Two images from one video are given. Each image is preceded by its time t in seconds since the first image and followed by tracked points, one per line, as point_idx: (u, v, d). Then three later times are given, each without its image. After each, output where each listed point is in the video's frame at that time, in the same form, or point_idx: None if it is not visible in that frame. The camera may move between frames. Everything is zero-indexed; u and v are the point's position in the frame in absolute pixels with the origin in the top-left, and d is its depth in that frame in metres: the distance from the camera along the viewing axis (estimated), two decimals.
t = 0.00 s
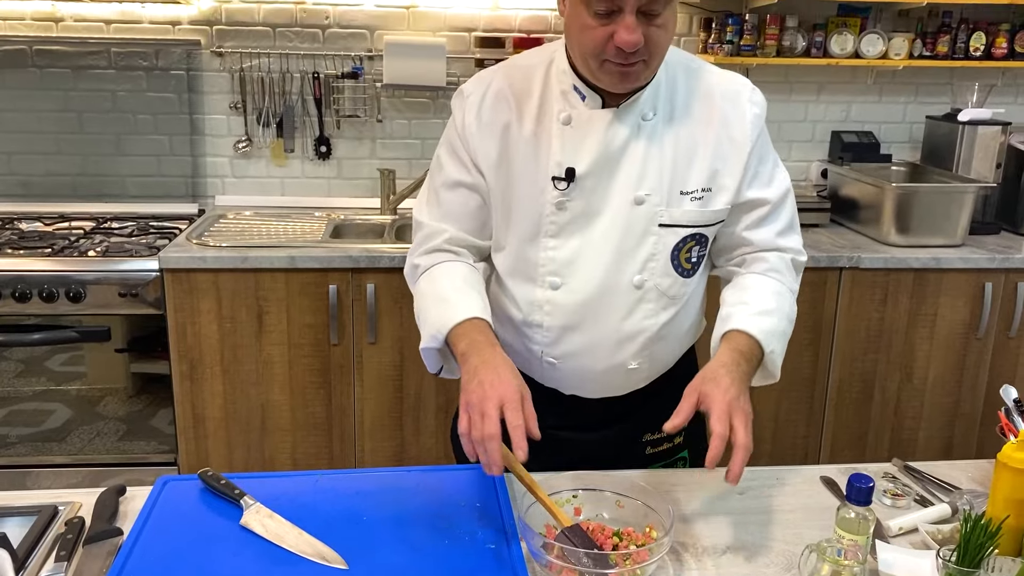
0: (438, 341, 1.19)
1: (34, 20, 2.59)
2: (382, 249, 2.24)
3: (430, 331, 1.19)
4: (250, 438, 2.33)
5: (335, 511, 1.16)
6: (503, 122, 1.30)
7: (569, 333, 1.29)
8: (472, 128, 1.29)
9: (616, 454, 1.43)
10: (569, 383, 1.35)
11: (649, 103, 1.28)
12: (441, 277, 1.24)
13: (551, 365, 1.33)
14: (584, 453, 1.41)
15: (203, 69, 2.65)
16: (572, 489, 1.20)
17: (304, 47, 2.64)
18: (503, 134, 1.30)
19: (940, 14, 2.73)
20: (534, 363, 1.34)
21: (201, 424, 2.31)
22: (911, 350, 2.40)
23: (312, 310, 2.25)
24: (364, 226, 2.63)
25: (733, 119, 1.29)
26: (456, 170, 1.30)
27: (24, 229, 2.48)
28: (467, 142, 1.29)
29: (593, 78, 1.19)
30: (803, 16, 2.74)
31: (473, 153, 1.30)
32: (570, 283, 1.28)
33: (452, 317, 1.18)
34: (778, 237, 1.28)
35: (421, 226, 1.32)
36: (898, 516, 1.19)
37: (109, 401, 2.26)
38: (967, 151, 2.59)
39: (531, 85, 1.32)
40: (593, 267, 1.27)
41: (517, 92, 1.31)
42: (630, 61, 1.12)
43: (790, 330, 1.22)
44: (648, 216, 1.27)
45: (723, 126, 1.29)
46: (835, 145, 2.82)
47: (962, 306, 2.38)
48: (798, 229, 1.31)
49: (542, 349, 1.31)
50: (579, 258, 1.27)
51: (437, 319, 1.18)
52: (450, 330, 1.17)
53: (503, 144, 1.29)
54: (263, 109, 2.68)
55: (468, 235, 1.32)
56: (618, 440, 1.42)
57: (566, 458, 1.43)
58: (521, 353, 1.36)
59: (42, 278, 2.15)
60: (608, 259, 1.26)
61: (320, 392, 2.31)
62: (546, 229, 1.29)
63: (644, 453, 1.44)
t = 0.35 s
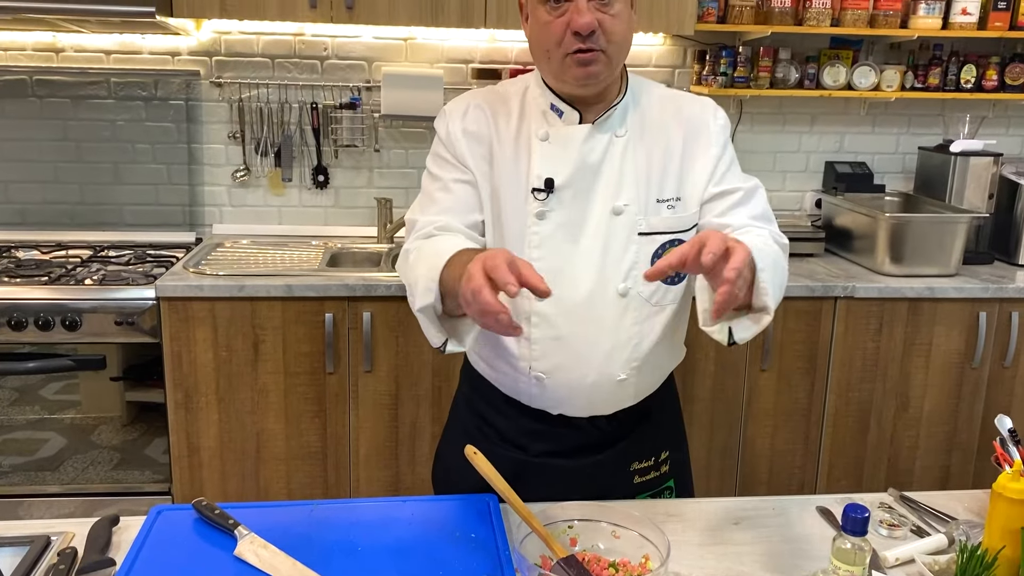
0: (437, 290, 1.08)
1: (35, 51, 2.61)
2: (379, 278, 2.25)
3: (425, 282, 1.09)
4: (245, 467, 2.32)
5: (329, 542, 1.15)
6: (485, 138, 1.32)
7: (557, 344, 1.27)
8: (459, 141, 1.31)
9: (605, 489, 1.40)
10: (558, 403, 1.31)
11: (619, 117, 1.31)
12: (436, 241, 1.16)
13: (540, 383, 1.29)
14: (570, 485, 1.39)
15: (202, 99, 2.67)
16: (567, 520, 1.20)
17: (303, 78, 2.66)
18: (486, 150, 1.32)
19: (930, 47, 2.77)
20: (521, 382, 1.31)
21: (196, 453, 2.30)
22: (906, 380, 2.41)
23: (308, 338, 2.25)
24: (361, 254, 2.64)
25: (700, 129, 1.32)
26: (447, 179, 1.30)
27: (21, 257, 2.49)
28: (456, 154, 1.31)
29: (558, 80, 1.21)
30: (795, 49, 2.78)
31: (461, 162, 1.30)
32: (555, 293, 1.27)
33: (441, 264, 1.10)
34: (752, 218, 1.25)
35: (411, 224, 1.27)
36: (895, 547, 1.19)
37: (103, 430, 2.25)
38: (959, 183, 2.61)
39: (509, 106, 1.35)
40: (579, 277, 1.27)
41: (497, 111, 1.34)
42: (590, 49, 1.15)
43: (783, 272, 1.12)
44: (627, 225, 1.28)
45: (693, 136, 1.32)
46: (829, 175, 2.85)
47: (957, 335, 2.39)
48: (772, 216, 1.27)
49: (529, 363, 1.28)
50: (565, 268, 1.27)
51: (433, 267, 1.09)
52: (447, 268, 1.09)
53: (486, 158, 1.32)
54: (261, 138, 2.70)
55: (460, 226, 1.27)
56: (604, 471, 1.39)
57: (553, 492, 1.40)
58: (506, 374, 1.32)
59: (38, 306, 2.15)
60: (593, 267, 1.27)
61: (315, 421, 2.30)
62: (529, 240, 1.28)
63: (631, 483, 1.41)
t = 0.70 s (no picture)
0: (445, 370, 1.14)
1: (33, 78, 2.62)
2: (374, 304, 2.25)
3: (433, 363, 1.14)
4: (239, 494, 2.30)
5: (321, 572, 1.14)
6: (463, 170, 1.32)
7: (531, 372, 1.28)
8: (440, 174, 1.30)
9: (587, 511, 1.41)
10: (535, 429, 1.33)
11: (593, 148, 1.31)
12: (436, 308, 1.20)
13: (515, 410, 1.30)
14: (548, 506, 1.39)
15: (199, 125, 2.68)
16: (562, 551, 1.19)
17: (300, 104, 2.68)
18: (464, 182, 1.32)
19: (923, 75, 2.78)
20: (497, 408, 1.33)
21: (190, 480, 2.28)
22: (903, 406, 2.40)
23: (303, 365, 2.24)
24: (357, 279, 2.64)
25: (671, 161, 1.31)
26: (428, 216, 1.30)
27: (17, 283, 2.48)
28: (437, 188, 1.30)
29: (534, 124, 1.22)
30: (790, 76, 2.80)
31: (440, 197, 1.30)
32: (528, 322, 1.28)
33: (451, 344, 1.14)
34: (712, 264, 1.26)
35: (398, 265, 1.28)
36: None
37: (97, 456, 2.23)
38: (954, 209, 2.63)
39: (487, 137, 1.36)
40: (551, 307, 1.28)
41: (474, 143, 1.35)
42: (568, 109, 1.16)
43: (721, 356, 1.18)
44: (601, 253, 1.29)
45: (665, 166, 1.31)
46: (824, 201, 2.86)
47: (953, 362, 2.39)
48: (735, 257, 1.28)
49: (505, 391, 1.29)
50: (538, 296, 1.28)
51: (442, 348, 1.14)
52: (459, 352, 1.13)
53: (464, 190, 1.32)
54: (258, 164, 2.71)
55: (447, 269, 1.28)
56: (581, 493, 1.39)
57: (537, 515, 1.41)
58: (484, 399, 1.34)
59: (33, 332, 2.15)
60: (566, 297, 1.28)
61: (309, 448, 2.29)
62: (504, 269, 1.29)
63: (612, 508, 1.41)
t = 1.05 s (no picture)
0: (442, 402, 1.13)
1: (33, 99, 2.63)
2: (372, 325, 2.25)
3: (431, 395, 1.14)
4: (235, 516, 2.28)
5: None
6: (450, 196, 1.32)
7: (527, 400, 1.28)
8: (427, 203, 1.30)
9: (581, 534, 1.39)
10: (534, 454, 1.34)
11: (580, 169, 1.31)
12: (430, 338, 1.19)
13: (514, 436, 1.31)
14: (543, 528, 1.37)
15: (198, 146, 2.69)
16: None
17: (299, 126, 2.68)
18: (451, 209, 1.32)
19: (919, 96, 2.80)
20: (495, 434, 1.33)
21: (186, 502, 2.27)
22: (903, 426, 2.39)
23: (300, 386, 2.24)
24: (355, 300, 2.64)
25: (658, 179, 1.31)
26: (416, 245, 1.29)
27: (14, 304, 2.48)
28: (424, 216, 1.30)
29: (520, 148, 1.22)
30: (787, 97, 2.81)
31: (428, 224, 1.30)
32: (523, 349, 1.28)
33: (448, 376, 1.13)
34: (705, 279, 1.26)
35: (388, 297, 1.27)
36: None
37: (93, 478, 2.22)
38: (951, 229, 2.63)
39: (473, 161, 1.35)
40: (546, 334, 1.28)
41: (459, 167, 1.34)
42: (552, 131, 1.16)
43: (717, 370, 1.19)
44: (593, 277, 1.29)
45: (652, 185, 1.31)
46: (822, 222, 2.86)
47: (953, 382, 2.38)
48: (725, 271, 1.29)
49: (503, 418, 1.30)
50: (532, 323, 1.28)
51: (439, 380, 1.13)
52: (456, 383, 1.12)
53: (452, 217, 1.31)
54: (257, 185, 2.71)
55: (439, 298, 1.28)
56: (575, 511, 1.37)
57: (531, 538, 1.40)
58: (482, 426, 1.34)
59: (29, 353, 2.14)
60: (559, 323, 1.28)
61: (306, 470, 2.28)
62: (495, 297, 1.29)
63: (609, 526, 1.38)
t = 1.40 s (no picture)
0: (440, 430, 1.14)
1: (33, 115, 2.64)
2: (372, 341, 2.25)
3: (428, 425, 1.14)
4: (234, 535, 2.27)
5: None
6: (446, 217, 1.32)
7: (531, 420, 1.28)
8: (423, 225, 1.30)
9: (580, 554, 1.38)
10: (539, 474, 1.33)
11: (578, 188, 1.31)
12: (425, 364, 1.20)
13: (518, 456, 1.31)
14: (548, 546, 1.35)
15: (198, 162, 2.69)
16: None
17: (299, 142, 2.69)
18: (448, 229, 1.32)
19: (916, 112, 2.81)
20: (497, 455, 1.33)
21: (184, 520, 2.25)
22: (903, 442, 2.39)
23: (299, 403, 2.23)
24: (354, 315, 2.64)
25: (655, 197, 1.33)
26: (413, 268, 1.29)
27: (13, 320, 2.48)
28: (419, 238, 1.30)
29: (518, 168, 1.22)
30: (785, 113, 2.82)
31: (424, 246, 1.30)
32: (525, 368, 1.28)
33: (445, 405, 1.13)
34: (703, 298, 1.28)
35: (384, 322, 1.28)
36: None
37: (91, 495, 2.21)
38: (950, 244, 2.64)
39: (468, 180, 1.35)
40: (547, 353, 1.27)
41: (455, 187, 1.34)
42: (550, 152, 1.15)
43: (718, 391, 1.20)
44: (593, 294, 1.29)
45: (650, 201, 1.33)
46: (820, 237, 2.87)
47: (952, 398, 2.38)
48: (723, 289, 1.30)
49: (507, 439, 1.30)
50: (532, 342, 1.28)
51: (436, 409, 1.14)
52: (453, 412, 1.13)
53: (449, 238, 1.32)
54: (256, 201, 2.72)
55: (434, 322, 1.28)
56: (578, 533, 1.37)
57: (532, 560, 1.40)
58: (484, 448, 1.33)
59: (28, 370, 2.13)
60: (559, 340, 1.27)
61: (305, 487, 2.27)
62: (495, 316, 1.29)
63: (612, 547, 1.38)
